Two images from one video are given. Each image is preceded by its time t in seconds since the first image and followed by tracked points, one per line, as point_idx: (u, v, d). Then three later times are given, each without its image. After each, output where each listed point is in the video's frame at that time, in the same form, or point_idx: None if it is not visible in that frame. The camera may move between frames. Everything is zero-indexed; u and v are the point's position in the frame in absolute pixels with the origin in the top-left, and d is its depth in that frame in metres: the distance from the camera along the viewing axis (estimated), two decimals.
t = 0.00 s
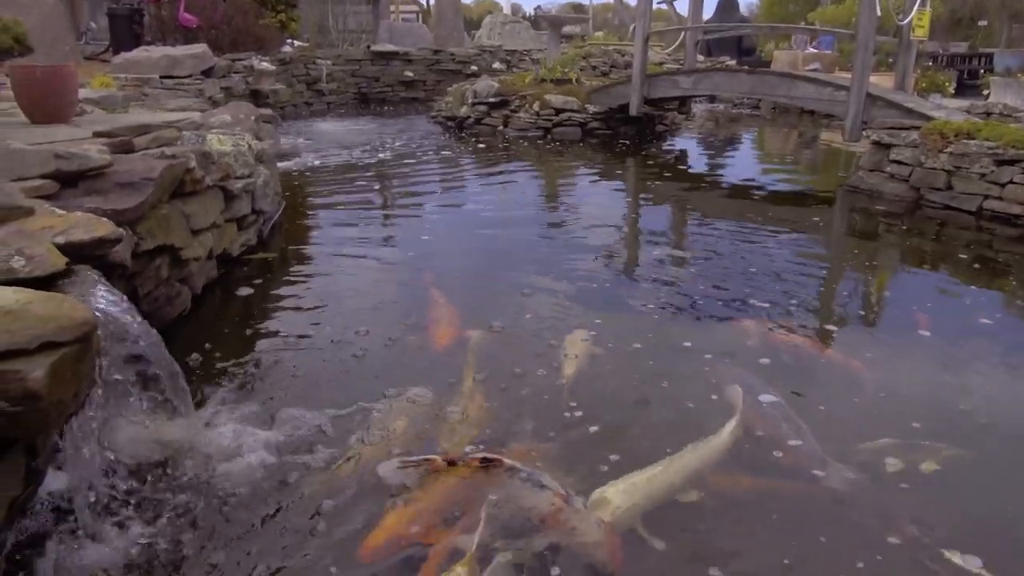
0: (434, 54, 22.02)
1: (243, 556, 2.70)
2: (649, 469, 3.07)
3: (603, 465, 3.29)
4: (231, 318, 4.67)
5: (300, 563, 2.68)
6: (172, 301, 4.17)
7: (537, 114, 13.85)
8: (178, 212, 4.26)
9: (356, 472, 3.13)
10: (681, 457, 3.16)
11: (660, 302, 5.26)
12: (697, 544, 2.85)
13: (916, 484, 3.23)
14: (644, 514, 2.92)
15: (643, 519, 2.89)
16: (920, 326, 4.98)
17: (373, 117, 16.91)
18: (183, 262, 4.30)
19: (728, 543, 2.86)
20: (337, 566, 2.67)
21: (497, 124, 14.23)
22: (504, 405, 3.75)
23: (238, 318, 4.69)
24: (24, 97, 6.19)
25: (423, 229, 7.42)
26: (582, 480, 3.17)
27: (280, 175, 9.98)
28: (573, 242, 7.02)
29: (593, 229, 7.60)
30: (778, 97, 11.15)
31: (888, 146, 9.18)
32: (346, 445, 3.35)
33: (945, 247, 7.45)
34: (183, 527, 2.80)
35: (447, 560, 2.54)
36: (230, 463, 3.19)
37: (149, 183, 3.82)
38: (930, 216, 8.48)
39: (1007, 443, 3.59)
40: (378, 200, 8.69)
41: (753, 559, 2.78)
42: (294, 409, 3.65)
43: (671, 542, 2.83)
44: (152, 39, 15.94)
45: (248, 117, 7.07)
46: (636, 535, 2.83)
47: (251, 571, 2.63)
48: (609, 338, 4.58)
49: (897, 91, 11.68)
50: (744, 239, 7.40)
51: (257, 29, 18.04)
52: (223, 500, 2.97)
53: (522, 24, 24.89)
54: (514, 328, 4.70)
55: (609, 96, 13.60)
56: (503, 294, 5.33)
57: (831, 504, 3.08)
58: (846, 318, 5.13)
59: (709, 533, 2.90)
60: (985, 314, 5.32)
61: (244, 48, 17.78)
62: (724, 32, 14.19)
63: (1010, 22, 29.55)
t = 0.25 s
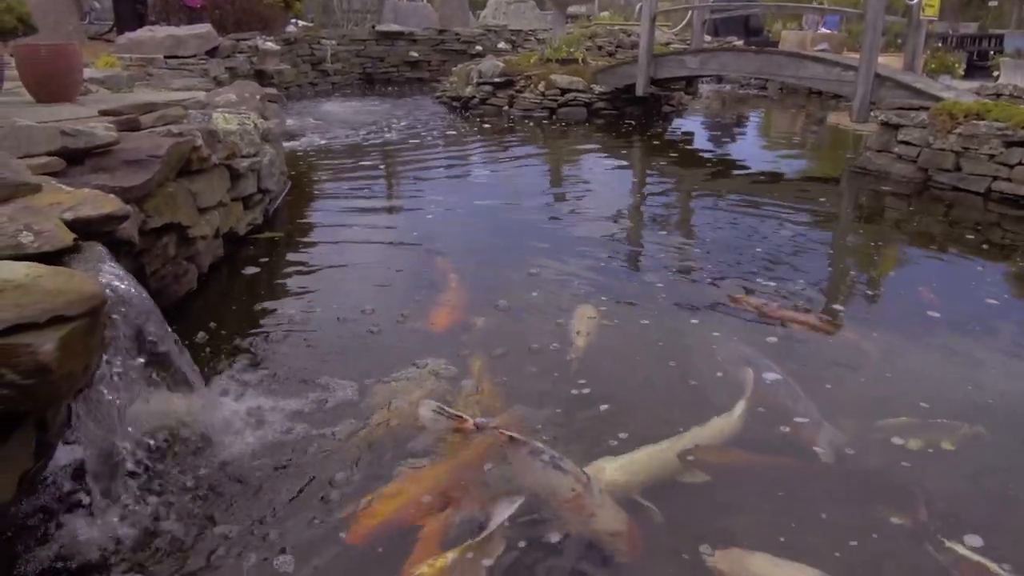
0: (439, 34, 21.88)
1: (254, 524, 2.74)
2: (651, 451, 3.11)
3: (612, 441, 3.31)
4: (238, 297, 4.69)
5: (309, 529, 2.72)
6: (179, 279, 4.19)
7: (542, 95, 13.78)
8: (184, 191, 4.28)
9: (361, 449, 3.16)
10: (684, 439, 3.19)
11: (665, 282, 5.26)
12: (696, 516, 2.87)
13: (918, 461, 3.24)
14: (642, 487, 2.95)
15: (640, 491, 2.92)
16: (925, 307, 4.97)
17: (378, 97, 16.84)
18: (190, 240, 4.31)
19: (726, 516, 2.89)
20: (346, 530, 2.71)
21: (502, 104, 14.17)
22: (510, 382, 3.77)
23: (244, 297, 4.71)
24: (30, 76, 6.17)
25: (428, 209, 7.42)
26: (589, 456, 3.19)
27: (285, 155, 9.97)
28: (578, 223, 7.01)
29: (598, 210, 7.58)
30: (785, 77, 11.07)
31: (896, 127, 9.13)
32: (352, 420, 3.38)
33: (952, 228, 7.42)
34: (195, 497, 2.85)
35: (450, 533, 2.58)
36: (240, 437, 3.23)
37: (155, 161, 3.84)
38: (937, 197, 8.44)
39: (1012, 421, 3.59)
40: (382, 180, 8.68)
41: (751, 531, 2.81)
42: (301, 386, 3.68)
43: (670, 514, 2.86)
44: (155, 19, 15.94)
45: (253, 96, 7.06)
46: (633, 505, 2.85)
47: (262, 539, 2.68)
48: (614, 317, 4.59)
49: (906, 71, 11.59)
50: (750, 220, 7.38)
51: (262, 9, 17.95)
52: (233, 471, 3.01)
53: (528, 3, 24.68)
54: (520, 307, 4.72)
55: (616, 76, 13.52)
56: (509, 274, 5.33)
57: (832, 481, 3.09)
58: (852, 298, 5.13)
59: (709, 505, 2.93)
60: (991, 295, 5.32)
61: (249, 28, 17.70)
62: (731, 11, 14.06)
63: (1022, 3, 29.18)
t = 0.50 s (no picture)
0: (444, 14, 21.71)
1: (266, 495, 2.78)
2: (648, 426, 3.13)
3: (619, 418, 3.34)
4: (243, 276, 4.71)
5: (316, 502, 2.76)
6: (185, 258, 4.19)
7: (547, 75, 13.71)
8: (189, 169, 4.29)
9: (367, 427, 3.18)
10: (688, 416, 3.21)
11: (670, 263, 5.26)
12: (695, 491, 2.90)
13: (917, 442, 3.25)
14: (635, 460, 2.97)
15: (636, 465, 2.95)
16: (931, 288, 4.97)
17: (382, 78, 16.76)
18: (195, 219, 4.32)
19: (724, 491, 2.91)
20: (353, 499, 2.76)
21: (507, 85, 14.09)
22: (515, 360, 3.79)
23: (250, 276, 4.72)
24: (33, 56, 6.13)
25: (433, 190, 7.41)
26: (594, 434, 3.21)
27: (289, 136, 9.95)
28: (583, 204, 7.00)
29: (603, 191, 7.57)
30: (792, 58, 10.98)
31: (904, 108, 9.07)
32: (359, 398, 3.40)
33: (959, 210, 7.39)
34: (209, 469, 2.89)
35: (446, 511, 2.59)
36: (249, 413, 3.26)
37: (161, 138, 3.85)
38: (944, 179, 8.40)
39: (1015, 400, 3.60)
40: (387, 161, 8.66)
41: (749, 506, 2.84)
42: (306, 364, 3.70)
43: (667, 490, 2.88)
44: None
45: (257, 76, 7.03)
46: (634, 482, 2.88)
47: (274, 510, 2.71)
48: (618, 297, 4.60)
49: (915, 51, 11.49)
50: (755, 201, 7.36)
51: None
52: (245, 445, 3.05)
53: None
54: (526, 287, 4.73)
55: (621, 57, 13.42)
56: (514, 254, 5.33)
57: (834, 460, 3.11)
58: (858, 279, 5.12)
59: (709, 482, 2.95)
60: (997, 276, 5.31)
61: (252, 8, 17.62)
62: None
63: None
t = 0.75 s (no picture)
0: None
1: (272, 473, 2.80)
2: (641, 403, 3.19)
3: (624, 399, 3.35)
4: (248, 257, 4.72)
5: (322, 477, 2.78)
6: (192, 239, 4.20)
7: (553, 57, 13.63)
8: (195, 149, 4.29)
9: (374, 406, 3.20)
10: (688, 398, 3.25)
11: (676, 245, 5.26)
12: (698, 471, 2.91)
13: (913, 422, 3.27)
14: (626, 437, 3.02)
15: (629, 442, 2.99)
16: (937, 271, 4.95)
17: (386, 60, 16.67)
18: (201, 200, 4.32)
19: (719, 467, 2.95)
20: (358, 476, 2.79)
21: (512, 67, 14.02)
22: (520, 341, 3.80)
23: (255, 257, 4.73)
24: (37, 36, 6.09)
25: (438, 171, 7.39)
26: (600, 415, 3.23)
27: (294, 117, 9.93)
28: (588, 186, 6.98)
29: (608, 173, 7.54)
30: (799, 40, 10.90)
31: (912, 91, 9.01)
32: (364, 378, 3.43)
33: (965, 194, 7.33)
34: (221, 441, 2.94)
35: (450, 492, 2.62)
36: (258, 388, 3.30)
37: (167, 118, 3.86)
38: (952, 162, 8.35)
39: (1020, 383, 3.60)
40: (392, 143, 8.64)
41: (744, 480, 2.87)
42: (312, 344, 3.71)
43: (667, 468, 2.91)
44: None
45: (262, 57, 7.01)
46: (639, 463, 2.90)
47: (282, 483, 2.75)
48: (624, 279, 4.60)
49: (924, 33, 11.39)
50: (761, 184, 7.33)
51: None
52: (253, 418, 3.09)
53: None
54: (531, 269, 4.73)
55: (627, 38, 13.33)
56: (519, 236, 5.33)
57: (837, 440, 3.12)
58: (863, 262, 5.11)
59: (708, 459, 2.98)
60: (1005, 260, 5.28)
61: None
62: None
63: None
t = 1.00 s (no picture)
0: None
1: (281, 453, 2.82)
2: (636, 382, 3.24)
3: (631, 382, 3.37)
4: (256, 240, 4.73)
5: (329, 456, 2.80)
6: (199, 221, 4.21)
7: (558, 41, 13.55)
8: (202, 131, 4.30)
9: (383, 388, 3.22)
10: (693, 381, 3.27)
11: (681, 229, 5.25)
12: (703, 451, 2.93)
13: (913, 404, 3.28)
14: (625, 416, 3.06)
15: (627, 421, 3.04)
16: (945, 255, 4.95)
17: (390, 44, 16.57)
18: (208, 182, 4.33)
19: (718, 446, 2.97)
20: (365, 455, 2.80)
21: (517, 51, 13.94)
22: (527, 325, 3.81)
23: (263, 240, 4.75)
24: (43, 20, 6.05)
25: (442, 156, 7.38)
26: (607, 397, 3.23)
27: (298, 101, 9.90)
28: (594, 170, 6.96)
29: (614, 157, 7.52)
30: (807, 23, 10.82)
31: (920, 75, 8.96)
32: (373, 360, 3.45)
33: (973, 178, 7.31)
34: (239, 419, 3.00)
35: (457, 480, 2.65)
36: (273, 367, 3.34)
37: (174, 100, 3.87)
38: (960, 147, 8.31)
39: None
40: (397, 127, 8.62)
41: (742, 460, 2.89)
42: (319, 326, 3.73)
43: (672, 450, 2.92)
44: None
45: (267, 40, 6.99)
46: (645, 446, 2.92)
47: (291, 463, 2.77)
48: (630, 263, 4.60)
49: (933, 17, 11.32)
50: (767, 169, 7.31)
51: None
52: (269, 397, 3.14)
53: None
54: (539, 253, 4.73)
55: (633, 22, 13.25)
56: (523, 220, 5.34)
57: (842, 424, 3.13)
58: (871, 246, 5.10)
59: (711, 440, 3.00)
60: (1013, 244, 5.27)
61: None
62: None
63: None
